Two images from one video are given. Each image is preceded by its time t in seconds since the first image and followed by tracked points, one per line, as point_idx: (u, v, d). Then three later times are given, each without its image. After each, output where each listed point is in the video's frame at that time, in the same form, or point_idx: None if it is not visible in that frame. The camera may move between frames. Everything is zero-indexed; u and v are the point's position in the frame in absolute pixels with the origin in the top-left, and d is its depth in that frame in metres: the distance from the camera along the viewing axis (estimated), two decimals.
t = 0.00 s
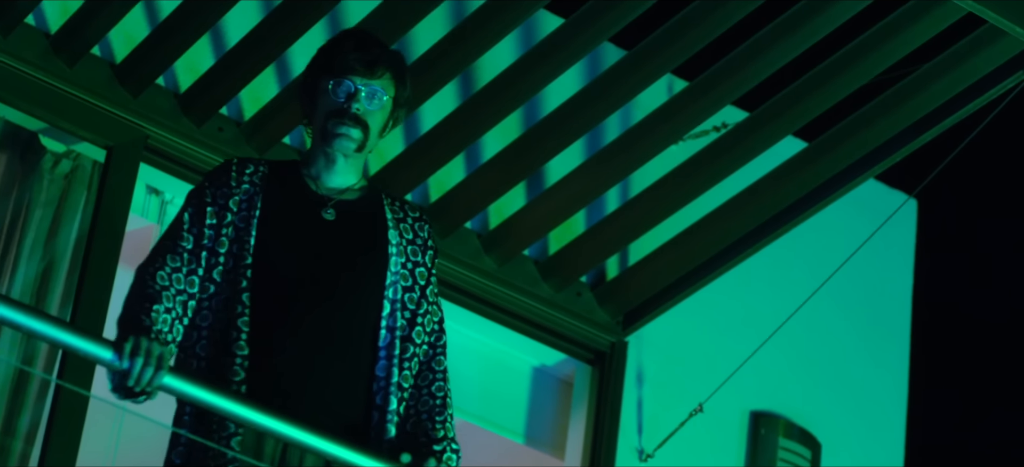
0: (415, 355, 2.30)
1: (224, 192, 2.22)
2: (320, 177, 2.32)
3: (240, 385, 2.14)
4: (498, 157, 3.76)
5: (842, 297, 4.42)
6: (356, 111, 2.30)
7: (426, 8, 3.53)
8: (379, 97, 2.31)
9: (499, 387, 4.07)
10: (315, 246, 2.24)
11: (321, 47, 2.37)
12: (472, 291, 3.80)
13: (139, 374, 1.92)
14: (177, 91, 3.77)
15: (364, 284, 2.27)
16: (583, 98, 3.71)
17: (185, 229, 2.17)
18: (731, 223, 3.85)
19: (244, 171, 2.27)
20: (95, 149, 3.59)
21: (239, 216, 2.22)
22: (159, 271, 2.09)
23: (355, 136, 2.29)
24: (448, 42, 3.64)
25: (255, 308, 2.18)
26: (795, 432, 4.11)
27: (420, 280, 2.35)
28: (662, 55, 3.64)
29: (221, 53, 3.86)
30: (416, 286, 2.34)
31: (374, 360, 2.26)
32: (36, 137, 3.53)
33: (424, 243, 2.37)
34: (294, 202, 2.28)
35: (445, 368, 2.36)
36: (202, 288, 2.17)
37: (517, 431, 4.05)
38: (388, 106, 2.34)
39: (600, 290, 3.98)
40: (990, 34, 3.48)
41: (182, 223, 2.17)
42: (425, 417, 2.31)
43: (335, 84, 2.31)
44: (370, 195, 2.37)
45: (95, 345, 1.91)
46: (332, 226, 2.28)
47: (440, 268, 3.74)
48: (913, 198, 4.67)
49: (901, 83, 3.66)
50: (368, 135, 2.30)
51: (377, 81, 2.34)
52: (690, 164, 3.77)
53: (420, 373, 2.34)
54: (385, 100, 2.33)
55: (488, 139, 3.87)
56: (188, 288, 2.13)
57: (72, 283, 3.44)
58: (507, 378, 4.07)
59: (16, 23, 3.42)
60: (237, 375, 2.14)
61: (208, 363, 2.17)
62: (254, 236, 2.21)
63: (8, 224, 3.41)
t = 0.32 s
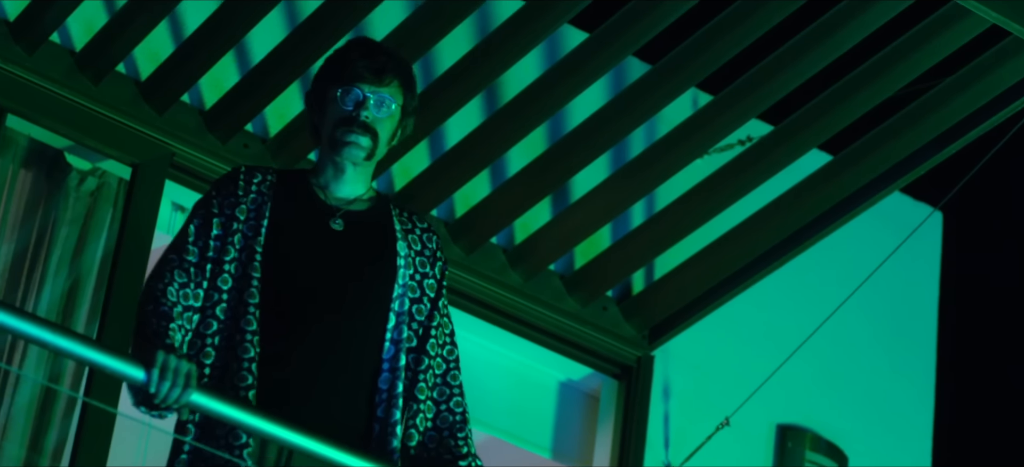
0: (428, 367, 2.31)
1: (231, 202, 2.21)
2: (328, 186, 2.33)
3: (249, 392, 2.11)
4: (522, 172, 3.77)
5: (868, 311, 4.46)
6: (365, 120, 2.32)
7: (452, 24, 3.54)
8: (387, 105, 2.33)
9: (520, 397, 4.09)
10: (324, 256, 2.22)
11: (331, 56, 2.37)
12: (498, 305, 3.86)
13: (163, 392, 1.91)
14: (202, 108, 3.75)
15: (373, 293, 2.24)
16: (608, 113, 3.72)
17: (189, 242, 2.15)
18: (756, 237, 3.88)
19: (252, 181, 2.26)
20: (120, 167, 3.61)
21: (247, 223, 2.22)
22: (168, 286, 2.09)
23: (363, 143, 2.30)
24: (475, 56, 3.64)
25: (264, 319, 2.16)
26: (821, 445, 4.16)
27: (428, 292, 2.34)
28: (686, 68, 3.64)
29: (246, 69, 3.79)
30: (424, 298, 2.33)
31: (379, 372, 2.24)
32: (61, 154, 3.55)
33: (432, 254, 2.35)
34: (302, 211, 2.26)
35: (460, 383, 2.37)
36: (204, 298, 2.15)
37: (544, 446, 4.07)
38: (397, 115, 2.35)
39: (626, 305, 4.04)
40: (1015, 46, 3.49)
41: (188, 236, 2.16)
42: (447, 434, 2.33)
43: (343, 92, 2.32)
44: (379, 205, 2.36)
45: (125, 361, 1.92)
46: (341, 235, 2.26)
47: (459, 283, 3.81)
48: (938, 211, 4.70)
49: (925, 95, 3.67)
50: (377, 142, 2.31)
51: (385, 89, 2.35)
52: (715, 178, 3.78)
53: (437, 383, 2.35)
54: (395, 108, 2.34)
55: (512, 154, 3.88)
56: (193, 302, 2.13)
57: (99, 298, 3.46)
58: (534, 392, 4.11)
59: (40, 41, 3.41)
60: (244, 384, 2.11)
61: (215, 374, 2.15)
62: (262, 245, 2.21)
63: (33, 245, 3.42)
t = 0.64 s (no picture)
0: (444, 383, 2.40)
1: (246, 219, 2.31)
2: (344, 202, 2.43)
3: (263, 402, 2.19)
4: (541, 185, 3.78)
5: (890, 324, 4.50)
6: (382, 134, 2.45)
7: (472, 36, 3.54)
8: (404, 119, 2.46)
9: (543, 411, 4.12)
10: (341, 270, 2.31)
11: (348, 72, 2.52)
12: (520, 319, 3.92)
13: (186, 406, 2.01)
14: (223, 122, 3.73)
15: (390, 305, 2.34)
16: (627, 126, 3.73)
17: (204, 259, 2.25)
18: (776, 249, 3.90)
19: (267, 197, 2.36)
20: (141, 181, 3.59)
21: (264, 238, 2.30)
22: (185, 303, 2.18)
23: (381, 156, 2.42)
24: (496, 70, 3.63)
25: (282, 332, 2.25)
26: (843, 457, 4.20)
27: (444, 307, 2.44)
28: (707, 78, 3.63)
29: (267, 82, 3.79)
30: (440, 312, 2.42)
31: (399, 385, 2.35)
32: (82, 169, 3.53)
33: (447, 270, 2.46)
34: (320, 228, 2.36)
35: (478, 396, 2.45)
36: (221, 313, 2.23)
37: (566, 458, 4.10)
38: (412, 130, 2.48)
39: (647, 317, 4.09)
40: None
41: (203, 254, 2.25)
42: (467, 447, 2.40)
43: (361, 106, 2.46)
44: (394, 223, 2.46)
45: (147, 375, 2.02)
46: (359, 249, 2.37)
47: (481, 294, 3.85)
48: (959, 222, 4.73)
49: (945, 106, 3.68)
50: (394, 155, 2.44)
51: (402, 103, 2.49)
52: (735, 190, 3.79)
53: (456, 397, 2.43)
54: (410, 123, 2.48)
55: (534, 166, 3.91)
56: (211, 318, 2.21)
57: (121, 312, 3.44)
58: (558, 405, 4.15)
59: (60, 55, 3.41)
60: (260, 394, 2.19)
61: (230, 382, 2.23)
62: (280, 258, 2.29)
63: (54, 259, 3.39)
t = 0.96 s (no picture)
0: (457, 396, 2.39)
1: (261, 233, 2.30)
2: (358, 216, 2.43)
3: (276, 411, 2.19)
4: (557, 193, 3.78)
5: (906, 329, 4.50)
6: (397, 149, 2.43)
7: (488, 44, 3.54)
8: (418, 135, 2.44)
9: (560, 420, 4.13)
10: (358, 284, 2.31)
11: (364, 86, 2.51)
12: (534, 326, 3.95)
13: (203, 415, 1.97)
14: (238, 131, 3.72)
15: (407, 319, 2.34)
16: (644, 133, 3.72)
17: (221, 272, 2.24)
18: (794, 256, 3.92)
19: (282, 212, 2.36)
20: (157, 190, 3.60)
21: (281, 251, 2.30)
22: (203, 315, 2.17)
23: (396, 172, 2.40)
24: (511, 78, 3.63)
25: (298, 344, 2.25)
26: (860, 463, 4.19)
27: (457, 323, 2.43)
28: (725, 84, 3.62)
29: (282, 92, 3.75)
30: (454, 327, 2.42)
31: (416, 398, 2.34)
32: (98, 179, 3.54)
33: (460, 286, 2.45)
34: (335, 240, 2.36)
35: (491, 408, 2.44)
36: (239, 326, 2.23)
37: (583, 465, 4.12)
38: (427, 147, 2.46)
39: (664, 324, 4.11)
40: None
41: (219, 267, 2.25)
42: (483, 457, 2.39)
43: (377, 120, 2.44)
44: (408, 239, 2.46)
45: (162, 383, 1.99)
46: (374, 263, 2.35)
47: (505, 306, 3.89)
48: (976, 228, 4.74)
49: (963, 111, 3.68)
50: (409, 171, 2.42)
51: (417, 118, 2.47)
52: (752, 197, 3.80)
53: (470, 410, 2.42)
54: (425, 139, 2.45)
55: (549, 174, 3.91)
56: (229, 330, 2.21)
57: (136, 323, 3.44)
58: (574, 413, 4.17)
59: (75, 65, 3.41)
60: (274, 403, 2.19)
61: (249, 392, 2.23)
62: (296, 271, 2.29)
63: (70, 269, 3.39)
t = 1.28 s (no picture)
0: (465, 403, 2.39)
1: (269, 242, 2.30)
2: (364, 225, 2.42)
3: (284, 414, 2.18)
4: (568, 197, 3.79)
5: (917, 332, 4.51)
6: (402, 160, 2.44)
7: (501, 47, 3.53)
8: (424, 146, 2.45)
9: (571, 423, 4.13)
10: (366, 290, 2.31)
11: (369, 97, 2.52)
12: (544, 329, 3.96)
13: (214, 419, 1.97)
14: (249, 135, 3.72)
15: (416, 324, 2.34)
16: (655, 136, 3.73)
17: (231, 280, 2.23)
18: (804, 259, 3.93)
19: (289, 220, 2.36)
20: (167, 194, 3.60)
21: (289, 258, 2.31)
22: (215, 322, 2.16)
23: (401, 183, 2.40)
24: (521, 82, 3.63)
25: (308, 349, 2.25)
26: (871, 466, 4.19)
27: (465, 331, 2.43)
28: (736, 87, 3.61)
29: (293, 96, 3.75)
30: (461, 334, 2.42)
31: (426, 402, 2.35)
32: (108, 183, 3.54)
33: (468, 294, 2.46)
34: (342, 247, 2.36)
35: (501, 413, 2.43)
36: (250, 332, 2.23)
37: None
38: (432, 158, 2.47)
39: (675, 328, 4.13)
40: None
41: (229, 275, 2.24)
42: (492, 460, 2.38)
43: (382, 131, 2.45)
44: (414, 248, 2.45)
45: (174, 388, 1.99)
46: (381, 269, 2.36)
47: (512, 308, 3.90)
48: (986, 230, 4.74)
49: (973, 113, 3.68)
50: (414, 182, 2.42)
51: (423, 130, 2.48)
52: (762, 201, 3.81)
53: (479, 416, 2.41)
54: (430, 150, 2.47)
55: (560, 178, 3.92)
56: (240, 336, 2.20)
57: (147, 327, 3.44)
58: (585, 416, 4.17)
59: (84, 70, 3.41)
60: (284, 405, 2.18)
61: (260, 397, 2.21)
62: (304, 278, 2.29)
63: (81, 274, 3.39)
